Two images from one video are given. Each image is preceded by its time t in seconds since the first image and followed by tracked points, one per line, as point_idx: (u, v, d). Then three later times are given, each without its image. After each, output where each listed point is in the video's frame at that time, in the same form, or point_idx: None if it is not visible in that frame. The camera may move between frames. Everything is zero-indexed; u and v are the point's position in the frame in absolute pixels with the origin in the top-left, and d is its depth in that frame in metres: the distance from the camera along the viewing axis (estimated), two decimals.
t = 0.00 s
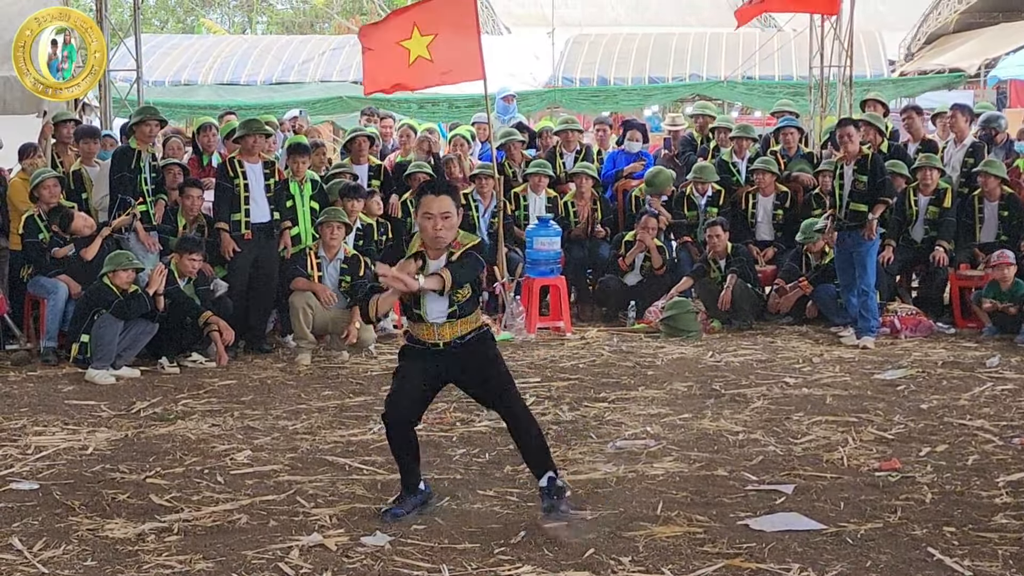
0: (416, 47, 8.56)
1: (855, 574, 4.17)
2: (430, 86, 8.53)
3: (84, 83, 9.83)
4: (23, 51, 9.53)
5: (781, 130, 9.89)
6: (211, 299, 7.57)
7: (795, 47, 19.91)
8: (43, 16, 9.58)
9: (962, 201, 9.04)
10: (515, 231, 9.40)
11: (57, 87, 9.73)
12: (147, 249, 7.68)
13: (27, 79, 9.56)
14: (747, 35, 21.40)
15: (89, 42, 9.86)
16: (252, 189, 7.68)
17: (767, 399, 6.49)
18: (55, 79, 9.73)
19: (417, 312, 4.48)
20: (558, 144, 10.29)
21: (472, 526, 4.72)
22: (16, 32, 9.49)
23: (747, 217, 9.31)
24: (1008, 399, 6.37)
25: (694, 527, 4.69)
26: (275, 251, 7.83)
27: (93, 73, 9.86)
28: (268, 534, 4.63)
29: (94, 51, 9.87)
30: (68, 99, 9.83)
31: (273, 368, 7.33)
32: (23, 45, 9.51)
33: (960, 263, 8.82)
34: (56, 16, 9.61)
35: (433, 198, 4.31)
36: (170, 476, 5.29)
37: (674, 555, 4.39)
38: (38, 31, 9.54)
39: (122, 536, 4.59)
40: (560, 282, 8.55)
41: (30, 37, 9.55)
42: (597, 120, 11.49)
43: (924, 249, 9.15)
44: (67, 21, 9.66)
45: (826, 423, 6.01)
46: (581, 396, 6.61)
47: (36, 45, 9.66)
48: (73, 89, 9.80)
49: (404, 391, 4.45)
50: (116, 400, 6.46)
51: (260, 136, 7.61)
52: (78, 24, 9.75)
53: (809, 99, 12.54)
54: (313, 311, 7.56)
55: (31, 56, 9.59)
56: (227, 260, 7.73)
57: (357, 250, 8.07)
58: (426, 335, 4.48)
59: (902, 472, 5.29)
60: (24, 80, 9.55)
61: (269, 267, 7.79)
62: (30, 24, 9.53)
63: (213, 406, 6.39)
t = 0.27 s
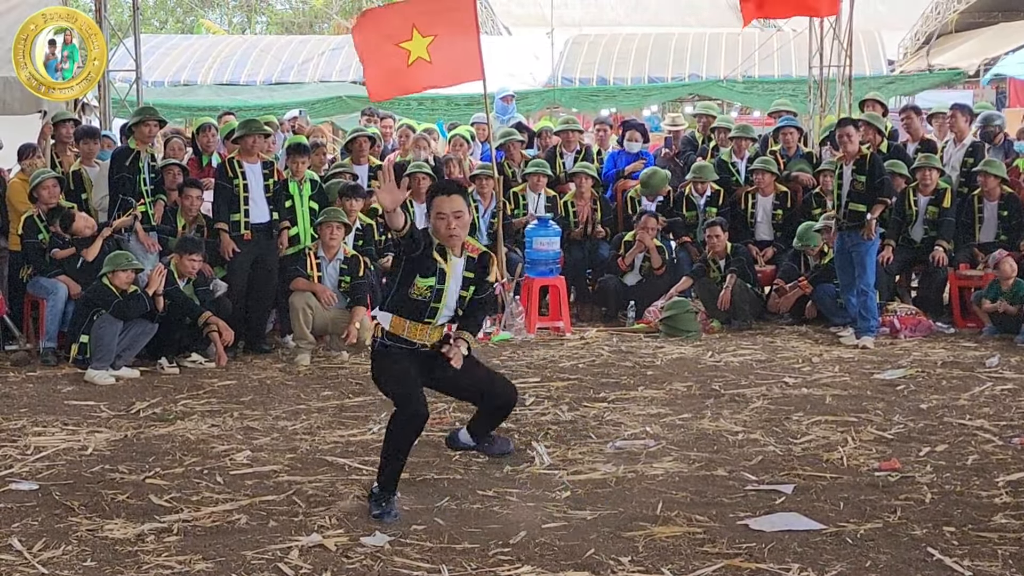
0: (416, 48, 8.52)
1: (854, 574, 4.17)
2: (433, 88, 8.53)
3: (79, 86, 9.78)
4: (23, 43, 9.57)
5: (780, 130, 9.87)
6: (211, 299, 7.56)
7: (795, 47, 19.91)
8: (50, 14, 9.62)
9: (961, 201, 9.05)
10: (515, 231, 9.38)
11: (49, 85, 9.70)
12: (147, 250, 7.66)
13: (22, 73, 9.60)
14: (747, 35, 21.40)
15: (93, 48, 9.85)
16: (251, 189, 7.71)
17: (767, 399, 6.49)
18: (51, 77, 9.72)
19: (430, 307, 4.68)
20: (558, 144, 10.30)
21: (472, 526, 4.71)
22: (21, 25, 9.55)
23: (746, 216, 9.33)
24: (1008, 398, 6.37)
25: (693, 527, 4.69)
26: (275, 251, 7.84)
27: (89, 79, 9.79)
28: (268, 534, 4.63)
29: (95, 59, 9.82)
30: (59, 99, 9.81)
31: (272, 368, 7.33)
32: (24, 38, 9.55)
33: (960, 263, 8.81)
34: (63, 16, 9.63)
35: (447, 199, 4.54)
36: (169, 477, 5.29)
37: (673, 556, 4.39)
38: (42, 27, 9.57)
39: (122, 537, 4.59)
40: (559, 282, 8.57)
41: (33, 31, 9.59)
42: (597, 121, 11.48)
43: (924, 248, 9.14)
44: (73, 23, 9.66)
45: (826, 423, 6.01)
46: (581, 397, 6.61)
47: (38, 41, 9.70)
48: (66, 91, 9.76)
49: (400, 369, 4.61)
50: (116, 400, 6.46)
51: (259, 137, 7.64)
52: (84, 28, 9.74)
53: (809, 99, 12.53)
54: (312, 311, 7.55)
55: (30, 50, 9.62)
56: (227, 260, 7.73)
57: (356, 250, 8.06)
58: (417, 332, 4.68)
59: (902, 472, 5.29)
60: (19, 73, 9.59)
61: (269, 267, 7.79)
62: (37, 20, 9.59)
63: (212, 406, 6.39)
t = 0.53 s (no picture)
0: (415, 46, 8.56)
1: (854, 573, 4.17)
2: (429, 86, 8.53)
3: (72, 91, 9.77)
4: (27, 37, 9.56)
5: (780, 130, 9.86)
6: (211, 299, 7.54)
7: (795, 46, 19.91)
8: (58, 13, 9.61)
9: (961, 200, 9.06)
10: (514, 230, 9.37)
11: (41, 82, 9.68)
12: (146, 250, 7.65)
13: (19, 65, 9.61)
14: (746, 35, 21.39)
15: (93, 56, 9.84)
16: (250, 189, 7.71)
17: (767, 398, 6.49)
18: (47, 75, 9.72)
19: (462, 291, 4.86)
20: (558, 143, 10.29)
21: (472, 526, 4.71)
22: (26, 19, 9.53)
23: (746, 216, 9.31)
24: (1008, 398, 6.37)
25: (694, 527, 4.68)
26: (275, 251, 7.81)
27: (84, 86, 9.78)
28: (268, 534, 4.63)
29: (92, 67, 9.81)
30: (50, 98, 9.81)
31: (272, 368, 7.32)
32: (28, 31, 9.54)
33: (960, 262, 8.82)
34: (71, 18, 9.64)
35: (495, 200, 4.64)
36: (169, 476, 5.29)
37: (673, 555, 4.39)
38: (47, 24, 9.56)
39: (122, 537, 4.58)
40: (559, 281, 8.56)
41: (38, 27, 9.58)
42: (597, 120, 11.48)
43: (923, 247, 9.14)
44: (79, 28, 9.68)
45: (826, 423, 6.01)
46: (581, 396, 6.61)
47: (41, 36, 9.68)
48: (58, 91, 9.75)
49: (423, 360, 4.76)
50: (115, 400, 6.46)
51: (258, 136, 7.62)
52: (90, 35, 9.76)
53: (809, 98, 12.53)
54: (313, 311, 7.55)
55: (32, 45, 9.62)
56: (226, 260, 7.74)
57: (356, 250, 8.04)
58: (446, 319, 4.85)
59: (902, 471, 5.29)
60: (16, 64, 9.60)
61: (269, 267, 7.76)
62: (43, 17, 9.57)
63: (212, 406, 6.39)
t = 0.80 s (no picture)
0: (421, 49, 8.55)
1: (855, 572, 4.17)
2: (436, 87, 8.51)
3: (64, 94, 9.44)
4: (31, 30, 9.32)
5: (780, 130, 9.87)
6: (212, 299, 7.53)
7: (796, 46, 19.91)
8: (66, 14, 9.36)
9: (962, 199, 9.05)
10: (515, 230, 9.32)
11: (34, 78, 9.35)
12: (147, 250, 7.62)
13: (18, 56, 9.34)
14: (747, 34, 21.38)
15: (92, 65, 9.47)
16: (251, 189, 7.72)
17: (768, 398, 6.49)
18: (43, 73, 9.41)
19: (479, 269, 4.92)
20: (559, 143, 10.30)
21: (472, 525, 4.71)
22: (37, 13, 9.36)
23: (747, 215, 9.32)
24: (1010, 397, 6.37)
25: (695, 526, 4.68)
26: (275, 251, 7.83)
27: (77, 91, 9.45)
28: (269, 533, 4.63)
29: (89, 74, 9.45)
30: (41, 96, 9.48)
31: (273, 367, 7.32)
32: (33, 25, 9.33)
33: (961, 261, 8.82)
34: (80, 21, 9.39)
35: (494, 172, 4.75)
36: (170, 476, 5.29)
37: (674, 554, 4.39)
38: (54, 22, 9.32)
39: (122, 536, 4.59)
40: (560, 281, 8.54)
41: (46, 23, 9.36)
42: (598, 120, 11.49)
43: (924, 246, 9.15)
44: (86, 32, 9.41)
45: (827, 422, 6.01)
46: (582, 396, 6.61)
47: (45, 31, 9.40)
48: (51, 91, 9.43)
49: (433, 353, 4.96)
50: (116, 400, 6.46)
51: (259, 136, 7.62)
52: (94, 43, 9.45)
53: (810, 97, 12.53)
54: (314, 311, 7.55)
55: (36, 40, 9.37)
56: (227, 260, 7.74)
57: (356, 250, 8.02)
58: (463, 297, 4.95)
59: (903, 471, 5.29)
60: (15, 54, 9.33)
61: (269, 267, 7.78)
62: (52, 15, 9.37)
63: (213, 406, 6.39)
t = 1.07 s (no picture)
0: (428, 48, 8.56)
1: (858, 571, 4.17)
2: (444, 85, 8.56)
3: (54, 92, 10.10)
4: (36, 25, 10.09)
5: (782, 128, 9.83)
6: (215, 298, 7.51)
7: (799, 44, 19.90)
8: (74, 17, 10.14)
9: (965, 197, 9.03)
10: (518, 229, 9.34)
11: (29, 73, 10.05)
12: (150, 249, 7.66)
13: (19, 49, 10.08)
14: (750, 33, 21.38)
15: (90, 69, 10.17)
16: (255, 188, 7.72)
17: (771, 397, 6.49)
18: (41, 71, 10.10)
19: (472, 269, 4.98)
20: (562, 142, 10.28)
21: (475, 524, 4.71)
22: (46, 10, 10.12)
23: (750, 214, 9.32)
24: (1014, 396, 6.36)
25: (698, 525, 4.68)
26: (277, 251, 7.83)
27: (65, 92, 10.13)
28: (272, 533, 4.63)
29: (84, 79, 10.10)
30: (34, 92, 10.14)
31: (276, 367, 7.32)
32: (42, 21, 10.12)
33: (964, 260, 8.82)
34: (86, 28, 10.18)
35: (467, 186, 4.77)
36: (173, 475, 5.29)
37: (677, 553, 4.39)
38: (59, 22, 10.09)
39: (126, 536, 4.58)
40: (563, 280, 8.54)
41: (52, 21, 10.12)
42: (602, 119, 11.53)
43: (926, 245, 9.13)
44: (88, 36, 10.18)
45: (830, 421, 6.01)
46: (584, 395, 6.61)
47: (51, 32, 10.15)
48: (44, 89, 10.09)
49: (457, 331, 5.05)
50: (119, 399, 6.46)
51: (263, 135, 7.65)
52: (95, 51, 10.22)
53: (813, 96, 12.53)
54: (317, 310, 7.56)
55: (38, 35, 10.11)
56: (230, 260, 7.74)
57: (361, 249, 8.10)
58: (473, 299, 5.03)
59: (906, 470, 5.28)
60: (17, 47, 10.07)
61: (272, 267, 7.78)
62: (59, 15, 10.11)
63: (216, 405, 6.39)
